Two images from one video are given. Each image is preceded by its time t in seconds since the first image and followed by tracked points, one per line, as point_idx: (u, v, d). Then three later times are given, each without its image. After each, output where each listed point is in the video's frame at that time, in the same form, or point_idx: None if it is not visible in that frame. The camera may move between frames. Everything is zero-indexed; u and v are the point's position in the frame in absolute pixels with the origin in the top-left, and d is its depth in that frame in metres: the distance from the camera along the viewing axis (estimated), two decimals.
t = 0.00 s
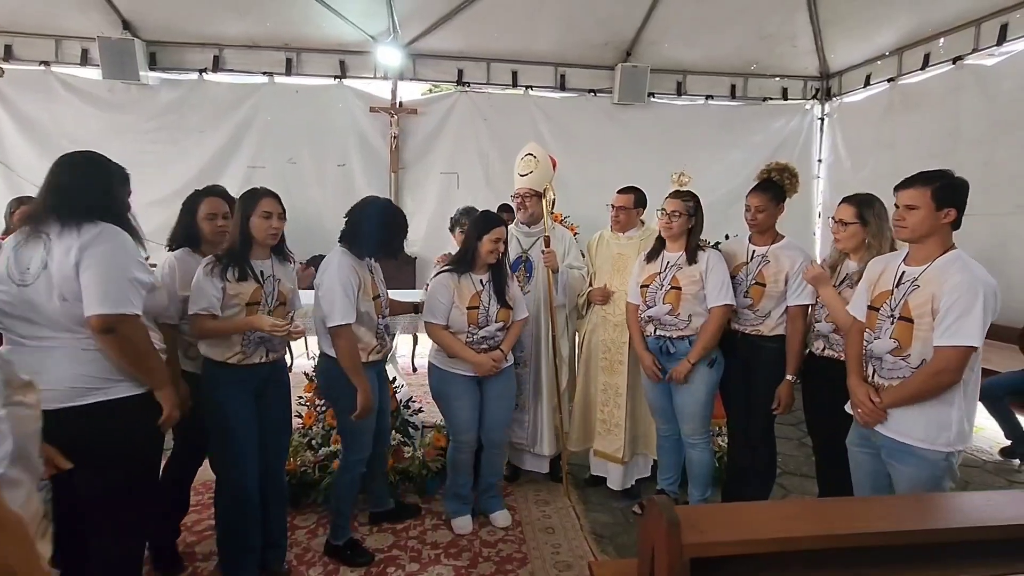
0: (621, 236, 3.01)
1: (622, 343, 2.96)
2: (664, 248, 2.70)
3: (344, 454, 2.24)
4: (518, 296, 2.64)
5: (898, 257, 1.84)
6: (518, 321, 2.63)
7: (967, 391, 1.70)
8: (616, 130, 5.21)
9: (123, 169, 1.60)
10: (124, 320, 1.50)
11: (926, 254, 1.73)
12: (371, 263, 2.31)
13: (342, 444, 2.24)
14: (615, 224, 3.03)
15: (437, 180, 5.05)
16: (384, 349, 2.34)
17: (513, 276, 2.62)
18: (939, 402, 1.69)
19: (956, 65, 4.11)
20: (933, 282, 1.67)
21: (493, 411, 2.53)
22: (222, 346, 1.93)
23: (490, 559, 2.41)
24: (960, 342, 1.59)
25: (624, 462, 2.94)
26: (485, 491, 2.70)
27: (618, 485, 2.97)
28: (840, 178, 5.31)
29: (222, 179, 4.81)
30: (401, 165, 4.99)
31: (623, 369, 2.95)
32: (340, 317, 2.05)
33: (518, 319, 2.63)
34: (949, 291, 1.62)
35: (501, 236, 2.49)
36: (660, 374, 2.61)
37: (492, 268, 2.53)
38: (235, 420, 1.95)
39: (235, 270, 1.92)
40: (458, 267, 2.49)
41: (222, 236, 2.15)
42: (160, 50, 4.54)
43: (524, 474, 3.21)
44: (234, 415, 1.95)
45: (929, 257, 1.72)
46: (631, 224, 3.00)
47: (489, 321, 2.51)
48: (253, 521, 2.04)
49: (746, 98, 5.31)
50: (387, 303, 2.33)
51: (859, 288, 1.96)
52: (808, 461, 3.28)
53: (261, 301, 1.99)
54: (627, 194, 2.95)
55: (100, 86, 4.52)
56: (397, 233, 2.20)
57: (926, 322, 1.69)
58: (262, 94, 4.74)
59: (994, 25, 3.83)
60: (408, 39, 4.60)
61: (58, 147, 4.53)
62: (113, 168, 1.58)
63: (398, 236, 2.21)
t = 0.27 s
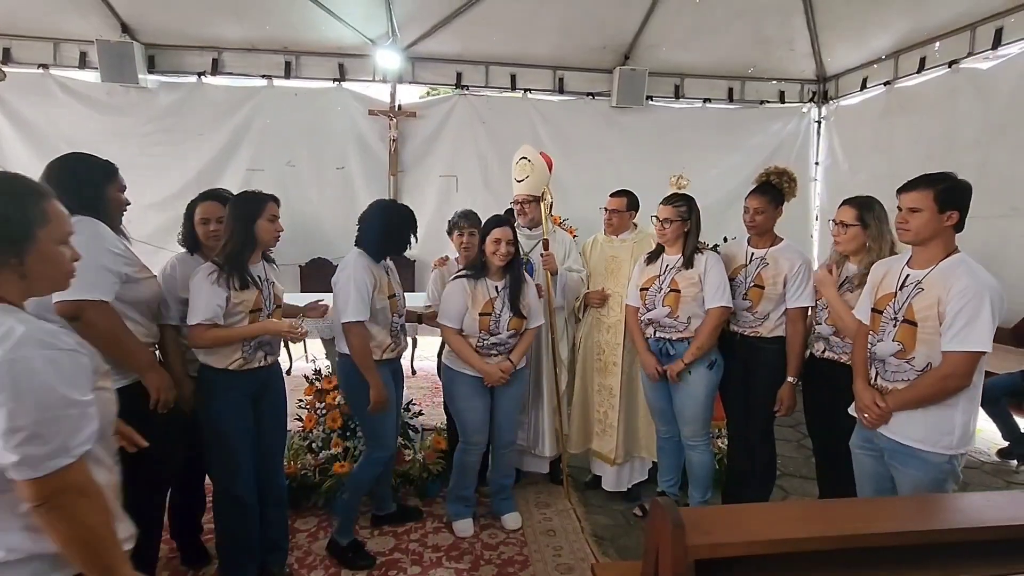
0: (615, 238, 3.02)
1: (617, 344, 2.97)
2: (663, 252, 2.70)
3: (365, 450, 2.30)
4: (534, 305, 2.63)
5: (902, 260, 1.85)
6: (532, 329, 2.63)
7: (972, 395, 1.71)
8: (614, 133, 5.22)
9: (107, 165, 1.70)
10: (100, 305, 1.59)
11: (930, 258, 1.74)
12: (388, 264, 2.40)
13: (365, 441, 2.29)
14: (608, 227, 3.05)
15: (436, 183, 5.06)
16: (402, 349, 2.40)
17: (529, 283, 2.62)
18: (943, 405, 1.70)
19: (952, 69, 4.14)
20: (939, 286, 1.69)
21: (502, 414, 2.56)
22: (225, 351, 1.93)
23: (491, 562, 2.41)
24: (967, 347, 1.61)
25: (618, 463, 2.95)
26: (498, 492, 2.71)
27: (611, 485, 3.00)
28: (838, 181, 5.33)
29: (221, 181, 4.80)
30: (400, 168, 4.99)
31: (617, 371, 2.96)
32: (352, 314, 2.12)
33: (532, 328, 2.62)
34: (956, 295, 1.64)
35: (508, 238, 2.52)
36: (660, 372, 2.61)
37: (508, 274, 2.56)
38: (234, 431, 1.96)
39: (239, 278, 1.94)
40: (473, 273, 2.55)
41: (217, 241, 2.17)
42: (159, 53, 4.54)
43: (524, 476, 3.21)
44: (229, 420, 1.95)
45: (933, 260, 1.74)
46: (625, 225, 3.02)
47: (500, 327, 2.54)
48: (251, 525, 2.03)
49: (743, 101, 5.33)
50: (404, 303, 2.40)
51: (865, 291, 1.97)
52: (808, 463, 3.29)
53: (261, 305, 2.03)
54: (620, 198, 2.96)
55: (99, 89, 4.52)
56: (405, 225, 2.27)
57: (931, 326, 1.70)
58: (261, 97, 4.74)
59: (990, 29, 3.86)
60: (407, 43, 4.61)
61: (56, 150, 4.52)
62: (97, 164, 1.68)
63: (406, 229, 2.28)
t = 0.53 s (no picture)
0: (618, 240, 3.03)
1: (621, 345, 2.97)
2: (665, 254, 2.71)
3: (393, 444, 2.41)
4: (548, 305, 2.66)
5: (909, 261, 1.86)
6: (546, 330, 2.66)
7: (981, 395, 1.71)
8: (616, 135, 5.23)
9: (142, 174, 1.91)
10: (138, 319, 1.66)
11: (936, 258, 1.75)
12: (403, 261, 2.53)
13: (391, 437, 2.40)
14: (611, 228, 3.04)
15: (438, 185, 5.07)
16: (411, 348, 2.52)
17: (546, 286, 2.66)
18: (952, 407, 1.70)
19: (953, 70, 4.15)
20: (944, 287, 1.69)
21: (513, 414, 2.61)
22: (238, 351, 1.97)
23: (496, 563, 2.41)
24: (974, 349, 1.61)
25: (621, 464, 2.96)
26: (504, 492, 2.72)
27: (614, 487, 2.99)
28: (839, 182, 5.34)
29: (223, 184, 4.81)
30: (402, 170, 5.00)
31: (621, 372, 2.97)
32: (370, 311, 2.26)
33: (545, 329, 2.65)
34: (962, 296, 1.64)
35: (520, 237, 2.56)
36: (664, 372, 2.61)
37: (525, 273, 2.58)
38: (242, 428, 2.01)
39: (250, 280, 1.96)
40: (491, 270, 2.58)
41: (215, 243, 2.19)
42: (161, 57, 4.55)
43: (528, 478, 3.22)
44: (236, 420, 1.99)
45: (939, 260, 1.74)
46: (627, 226, 3.01)
47: (513, 326, 2.56)
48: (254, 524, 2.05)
49: (744, 103, 5.35)
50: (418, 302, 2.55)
51: (872, 292, 1.98)
52: (811, 464, 3.29)
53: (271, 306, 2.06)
54: (622, 198, 2.95)
55: (101, 92, 4.53)
56: (414, 224, 2.42)
57: (937, 326, 1.71)
58: (264, 100, 4.75)
59: (990, 31, 3.87)
60: (409, 46, 4.63)
61: (59, 153, 4.53)
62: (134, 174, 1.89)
63: (413, 227, 2.42)
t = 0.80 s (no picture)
0: (627, 240, 3.04)
1: (630, 346, 2.97)
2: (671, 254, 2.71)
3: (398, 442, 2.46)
4: (559, 303, 2.66)
5: (919, 262, 1.86)
6: (556, 330, 2.65)
7: (991, 396, 1.72)
8: (619, 136, 5.24)
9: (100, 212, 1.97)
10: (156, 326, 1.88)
11: (946, 258, 1.76)
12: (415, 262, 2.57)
13: (394, 433, 2.46)
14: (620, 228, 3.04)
15: (442, 186, 5.08)
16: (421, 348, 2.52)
17: (555, 283, 2.67)
18: (961, 408, 1.71)
19: (956, 71, 4.16)
20: (954, 287, 1.70)
21: (529, 415, 2.62)
22: (257, 346, 2.08)
23: (503, 562, 2.42)
24: (983, 350, 1.62)
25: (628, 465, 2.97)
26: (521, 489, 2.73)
27: (621, 486, 3.03)
28: (842, 183, 5.34)
29: (227, 186, 4.82)
30: (405, 171, 5.01)
31: (631, 373, 2.97)
32: (385, 314, 2.29)
33: (556, 328, 2.64)
34: (971, 297, 1.65)
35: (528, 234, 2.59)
36: (668, 371, 2.62)
37: (532, 271, 2.59)
38: (259, 424, 2.12)
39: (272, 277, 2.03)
40: (502, 268, 2.61)
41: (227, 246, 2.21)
42: (167, 59, 4.58)
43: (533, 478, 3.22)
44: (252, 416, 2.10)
45: (949, 260, 1.75)
46: (637, 227, 3.01)
47: (524, 322, 2.58)
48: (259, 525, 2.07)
49: (747, 104, 5.36)
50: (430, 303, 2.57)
51: (883, 293, 1.98)
52: (816, 464, 3.29)
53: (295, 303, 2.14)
54: (632, 196, 2.96)
55: (107, 94, 4.55)
56: (425, 225, 2.46)
57: (946, 327, 1.72)
58: (268, 102, 4.77)
59: (993, 32, 3.88)
60: (413, 47, 4.65)
61: (65, 155, 4.55)
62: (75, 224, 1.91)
63: (425, 228, 2.46)
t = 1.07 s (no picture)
0: (633, 240, 3.04)
1: (638, 347, 2.96)
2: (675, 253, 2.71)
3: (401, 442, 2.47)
4: (583, 302, 2.65)
5: (928, 262, 1.86)
6: (580, 329, 2.65)
7: (997, 397, 1.71)
8: (621, 137, 5.24)
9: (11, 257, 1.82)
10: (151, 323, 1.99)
11: (954, 257, 1.75)
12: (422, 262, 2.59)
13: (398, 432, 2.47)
14: (627, 228, 3.04)
15: (443, 187, 5.08)
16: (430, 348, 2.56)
17: (577, 281, 2.65)
18: (967, 409, 1.70)
19: (957, 71, 4.16)
20: (961, 288, 1.70)
21: (553, 414, 2.63)
22: (294, 337, 2.14)
23: (507, 562, 2.42)
24: (990, 352, 1.62)
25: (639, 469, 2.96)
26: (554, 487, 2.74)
27: (633, 492, 2.99)
28: (843, 183, 5.34)
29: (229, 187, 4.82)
30: (407, 172, 5.01)
31: (639, 373, 2.96)
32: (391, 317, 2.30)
33: (578, 328, 2.65)
34: (978, 298, 1.65)
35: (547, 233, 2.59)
36: (673, 371, 2.61)
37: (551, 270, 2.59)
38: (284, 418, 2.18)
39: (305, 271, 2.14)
40: (524, 268, 2.63)
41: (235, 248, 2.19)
42: (169, 60, 4.58)
43: (536, 478, 3.22)
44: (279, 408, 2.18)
45: (958, 260, 1.75)
46: (644, 228, 3.01)
47: (544, 320, 2.60)
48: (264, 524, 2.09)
49: (748, 104, 5.37)
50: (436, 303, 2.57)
51: (891, 293, 1.98)
52: (820, 464, 3.29)
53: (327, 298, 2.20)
54: (640, 198, 2.96)
55: (109, 95, 4.56)
56: (431, 225, 2.47)
57: (952, 328, 1.72)
58: (269, 103, 4.77)
59: (994, 32, 3.89)
60: (414, 48, 4.66)
61: (67, 156, 4.55)
62: None
63: (429, 228, 2.46)
